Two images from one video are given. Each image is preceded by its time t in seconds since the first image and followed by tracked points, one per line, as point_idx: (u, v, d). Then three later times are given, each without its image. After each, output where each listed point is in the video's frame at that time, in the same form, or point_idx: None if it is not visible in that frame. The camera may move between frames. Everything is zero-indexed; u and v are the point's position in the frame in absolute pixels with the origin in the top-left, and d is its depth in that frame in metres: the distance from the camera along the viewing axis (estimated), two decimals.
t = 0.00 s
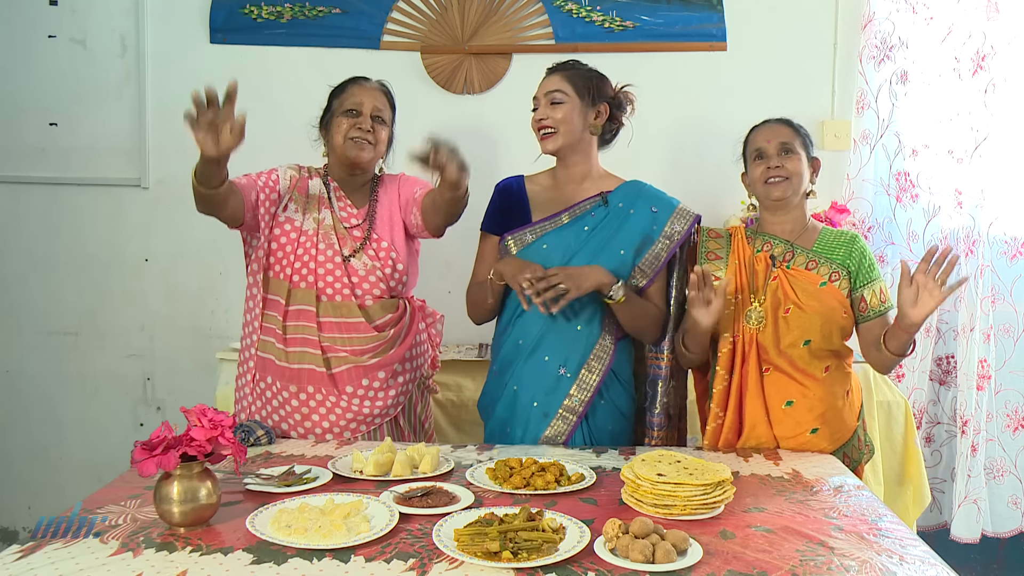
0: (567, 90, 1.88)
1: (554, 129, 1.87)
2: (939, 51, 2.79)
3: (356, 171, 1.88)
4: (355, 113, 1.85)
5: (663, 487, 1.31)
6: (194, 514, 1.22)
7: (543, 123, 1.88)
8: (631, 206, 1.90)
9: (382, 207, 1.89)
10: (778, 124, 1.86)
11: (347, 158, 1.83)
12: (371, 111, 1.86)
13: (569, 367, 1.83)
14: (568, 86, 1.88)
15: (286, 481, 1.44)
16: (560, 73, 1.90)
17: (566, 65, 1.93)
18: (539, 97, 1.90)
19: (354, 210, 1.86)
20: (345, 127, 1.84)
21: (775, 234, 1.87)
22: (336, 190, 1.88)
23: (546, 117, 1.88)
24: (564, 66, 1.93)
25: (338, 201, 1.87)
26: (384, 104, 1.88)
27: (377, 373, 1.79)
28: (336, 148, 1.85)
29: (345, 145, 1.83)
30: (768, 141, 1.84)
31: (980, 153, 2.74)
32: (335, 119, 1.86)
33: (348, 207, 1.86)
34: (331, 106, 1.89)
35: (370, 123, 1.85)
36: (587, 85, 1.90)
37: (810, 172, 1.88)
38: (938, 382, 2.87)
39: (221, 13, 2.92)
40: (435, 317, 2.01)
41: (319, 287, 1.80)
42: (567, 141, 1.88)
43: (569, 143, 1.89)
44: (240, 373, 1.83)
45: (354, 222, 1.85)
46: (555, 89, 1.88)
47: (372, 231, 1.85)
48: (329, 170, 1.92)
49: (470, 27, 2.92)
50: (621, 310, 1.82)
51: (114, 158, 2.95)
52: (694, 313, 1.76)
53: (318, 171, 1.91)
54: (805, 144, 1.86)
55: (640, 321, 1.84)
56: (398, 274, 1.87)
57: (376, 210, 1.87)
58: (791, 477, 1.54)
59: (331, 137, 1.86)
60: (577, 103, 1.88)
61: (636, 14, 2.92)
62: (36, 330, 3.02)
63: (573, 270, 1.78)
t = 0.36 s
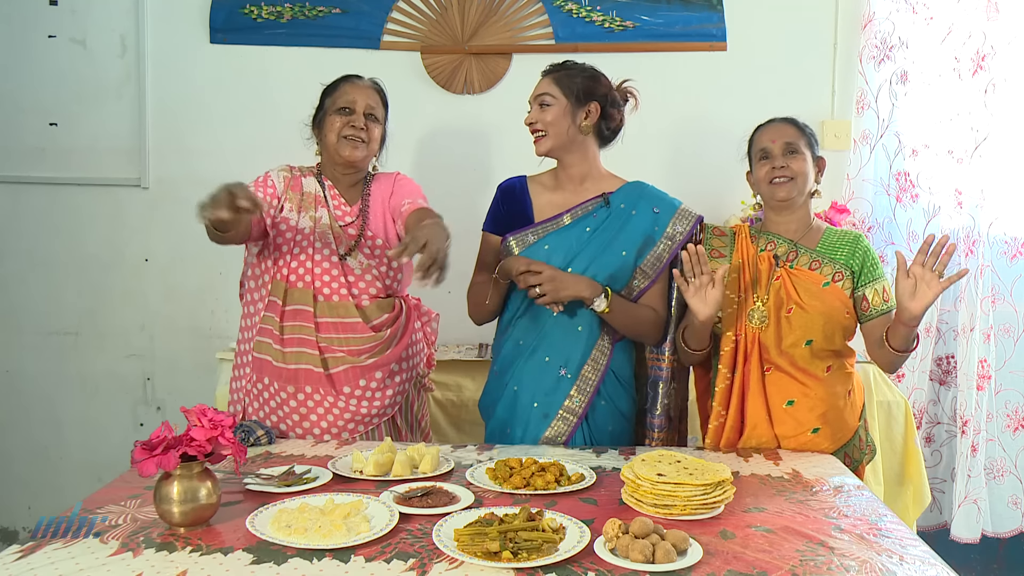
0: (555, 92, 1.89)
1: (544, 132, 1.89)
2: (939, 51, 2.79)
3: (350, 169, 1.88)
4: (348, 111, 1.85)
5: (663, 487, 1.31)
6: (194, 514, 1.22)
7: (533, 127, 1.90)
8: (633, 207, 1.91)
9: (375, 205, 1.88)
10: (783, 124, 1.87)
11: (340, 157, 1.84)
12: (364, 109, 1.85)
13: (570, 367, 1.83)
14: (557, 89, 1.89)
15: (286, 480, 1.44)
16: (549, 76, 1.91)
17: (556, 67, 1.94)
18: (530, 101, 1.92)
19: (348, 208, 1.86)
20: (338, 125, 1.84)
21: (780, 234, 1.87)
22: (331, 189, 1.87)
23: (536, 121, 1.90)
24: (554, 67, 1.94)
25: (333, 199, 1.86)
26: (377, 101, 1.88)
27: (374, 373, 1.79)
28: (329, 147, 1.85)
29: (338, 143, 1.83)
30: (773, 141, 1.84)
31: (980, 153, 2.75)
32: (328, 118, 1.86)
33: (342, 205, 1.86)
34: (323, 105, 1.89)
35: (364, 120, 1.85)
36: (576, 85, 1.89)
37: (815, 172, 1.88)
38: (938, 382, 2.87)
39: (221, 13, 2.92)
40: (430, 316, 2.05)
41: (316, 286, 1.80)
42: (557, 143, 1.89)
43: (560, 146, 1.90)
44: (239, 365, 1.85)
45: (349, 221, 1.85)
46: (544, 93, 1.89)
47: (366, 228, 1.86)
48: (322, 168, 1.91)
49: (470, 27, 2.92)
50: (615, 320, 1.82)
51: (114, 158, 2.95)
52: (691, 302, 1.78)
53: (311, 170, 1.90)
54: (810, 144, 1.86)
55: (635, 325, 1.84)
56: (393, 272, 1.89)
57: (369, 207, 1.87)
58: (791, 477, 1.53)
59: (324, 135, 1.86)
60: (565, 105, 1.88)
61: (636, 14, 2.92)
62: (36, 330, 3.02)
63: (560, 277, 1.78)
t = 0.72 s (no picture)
0: (552, 92, 1.89)
1: (541, 132, 1.90)
2: (939, 51, 2.79)
3: (343, 169, 1.89)
4: (342, 110, 1.85)
5: (663, 487, 1.31)
6: (194, 514, 1.22)
7: (531, 127, 1.91)
8: (628, 207, 1.90)
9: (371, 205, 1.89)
10: (789, 127, 1.86)
11: (334, 156, 1.84)
12: (358, 108, 1.86)
13: (561, 368, 1.84)
14: (555, 89, 1.90)
15: (286, 481, 1.44)
16: (548, 76, 1.92)
17: (555, 68, 1.95)
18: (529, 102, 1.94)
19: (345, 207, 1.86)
20: (331, 124, 1.84)
21: (785, 236, 1.87)
22: (327, 188, 1.87)
23: (533, 121, 1.90)
24: (554, 68, 1.95)
25: (329, 198, 1.85)
26: (370, 101, 1.89)
27: (372, 373, 1.79)
28: (322, 146, 1.85)
29: (331, 142, 1.83)
30: (779, 144, 1.83)
31: (980, 153, 2.75)
32: (321, 117, 1.86)
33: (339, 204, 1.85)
34: (316, 104, 1.89)
35: (357, 120, 1.86)
36: (573, 85, 1.89)
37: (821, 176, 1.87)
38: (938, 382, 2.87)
39: (221, 13, 2.92)
40: (426, 315, 2.04)
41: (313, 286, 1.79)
42: (554, 142, 1.90)
43: (557, 145, 1.90)
44: (235, 367, 1.86)
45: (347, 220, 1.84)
46: (542, 93, 1.90)
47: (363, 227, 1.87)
48: (316, 167, 1.91)
49: (470, 27, 2.92)
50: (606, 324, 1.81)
51: (114, 158, 2.95)
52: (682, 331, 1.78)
53: (304, 169, 1.89)
54: (816, 147, 1.85)
55: (624, 326, 1.81)
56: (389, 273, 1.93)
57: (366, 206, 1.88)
58: (791, 477, 1.53)
59: (317, 134, 1.86)
60: (562, 104, 1.89)
61: (636, 14, 2.92)
62: (35, 330, 3.02)
63: (544, 282, 1.78)
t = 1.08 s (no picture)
0: (551, 94, 1.90)
1: (540, 133, 1.90)
2: (939, 51, 2.79)
3: (337, 171, 1.88)
4: (335, 113, 1.84)
5: (663, 488, 1.31)
6: (194, 514, 1.22)
7: (531, 129, 1.92)
8: (621, 208, 1.89)
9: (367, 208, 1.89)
10: (795, 126, 1.86)
11: (327, 158, 1.84)
12: (352, 110, 1.85)
13: (549, 367, 1.86)
14: (552, 91, 1.91)
15: (286, 481, 1.43)
16: (547, 78, 1.93)
17: (555, 69, 1.95)
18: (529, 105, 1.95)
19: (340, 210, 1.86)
20: (325, 127, 1.83)
21: (792, 237, 1.86)
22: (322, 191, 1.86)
23: (533, 123, 1.92)
24: (554, 69, 1.95)
25: (324, 202, 1.85)
26: (364, 103, 1.88)
27: (369, 374, 1.79)
28: (316, 148, 1.85)
29: (325, 145, 1.83)
30: (785, 144, 1.84)
31: (980, 153, 2.75)
32: (315, 120, 1.86)
33: (334, 207, 1.85)
34: (309, 106, 1.88)
35: (351, 122, 1.85)
36: (572, 85, 1.90)
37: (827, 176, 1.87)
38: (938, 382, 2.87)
39: (221, 13, 2.92)
40: (422, 316, 2.02)
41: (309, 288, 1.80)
42: (553, 144, 1.91)
43: (557, 147, 1.91)
44: (229, 372, 1.85)
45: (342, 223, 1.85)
46: (540, 95, 1.91)
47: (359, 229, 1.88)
48: (310, 170, 1.90)
49: (470, 27, 2.92)
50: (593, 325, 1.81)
51: (114, 158, 2.95)
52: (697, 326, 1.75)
53: (299, 172, 1.89)
54: (822, 147, 1.85)
55: (614, 327, 1.81)
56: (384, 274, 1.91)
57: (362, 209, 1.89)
58: (791, 477, 1.53)
59: (311, 137, 1.86)
60: (560, 106, 1.89)
61: (636, 14, 2.92)
62: (35, 330, 3.02)
63: (529, 281, 1.84)
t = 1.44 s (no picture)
0: (554, 92, 1.90)
1: (541, 131, 1.90)
2: (939, 51, 2.79)
3: (332, 171, 1.87)
4: (329, 113, 1.84)
5: (663, 487, 1.31)
6: (193, 514, 1.22)
7: (532, 127, 1.92)
8: (618, 208, 1.89)
9: (361, 208, 1.88)
10: (804, 123, 1.85)
11: (321, 158, 1.83)
12: (345, 109, 1.85)
13: (545, 366, 1.86)
14: (556, 88, 1.90)
15: (286, 481, 1.44)
16: (550, 75, 1.93)
17: (557, 67, 1.95)
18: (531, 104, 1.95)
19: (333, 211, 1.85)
20: (319, 126, 1.83)
21: (799, 233, 1.86)
22: (313, 192, 1.85)
23: (534, 121, 1.91)
24: (556, 67, 1.95)
25: (315, 202, 1.84)
26: (358, 102, 1.88)
27: (363, 375, 1.79)
28: (310, 148, 1.84)
29: (320, 145, 1.82)
30: (794, 140, 1.83)
31: (980, 153, 2.75)
32: (309, 119, 1.85)
33: (326, 208, 1.84)
34: (303, 106, 1.88)
35: (345, 122, 1.85)
36: (575, 84, 1.89)
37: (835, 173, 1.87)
38: (938, 382, 2.87)
39: (221, 13, 2.92)
40: (417, 316, 2.01)
41: (303, 291, 1.80)
42: (553, 143, 1.90)
43: (556, 146, 1.91)
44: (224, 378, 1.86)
45: (333, 223, 1.84)
46: (543, 93, 1.91)
47: (352, 231, 1.85)
48: (304, 170, 1.89)
49: (470, 27, 2.92)
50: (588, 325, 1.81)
51: (114, 158, 2.95)
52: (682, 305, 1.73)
53: (293, 171, 1.89)
54: (831, 143, 1.84)
55: (611, 327, 1.81)
56: (379, 276, 1.87)
57: (356, 210, 1.87)
58: (791, 477, 1.54)
59: (305, 137, 1.85)
60: (563, 104, 1.89)
61: (636, 14, 2.92)
62: (35, 330, 3.02)
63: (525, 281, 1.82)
